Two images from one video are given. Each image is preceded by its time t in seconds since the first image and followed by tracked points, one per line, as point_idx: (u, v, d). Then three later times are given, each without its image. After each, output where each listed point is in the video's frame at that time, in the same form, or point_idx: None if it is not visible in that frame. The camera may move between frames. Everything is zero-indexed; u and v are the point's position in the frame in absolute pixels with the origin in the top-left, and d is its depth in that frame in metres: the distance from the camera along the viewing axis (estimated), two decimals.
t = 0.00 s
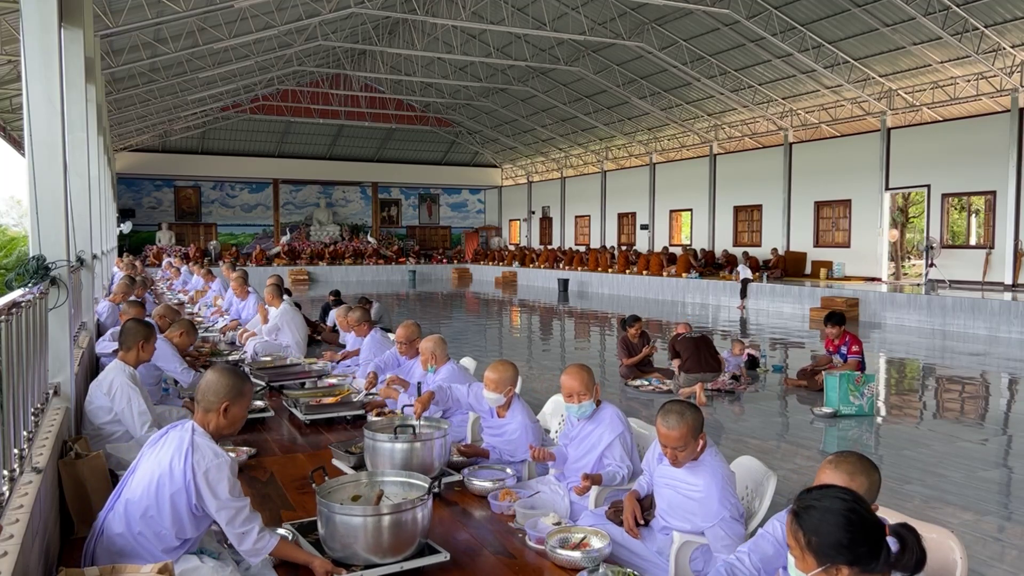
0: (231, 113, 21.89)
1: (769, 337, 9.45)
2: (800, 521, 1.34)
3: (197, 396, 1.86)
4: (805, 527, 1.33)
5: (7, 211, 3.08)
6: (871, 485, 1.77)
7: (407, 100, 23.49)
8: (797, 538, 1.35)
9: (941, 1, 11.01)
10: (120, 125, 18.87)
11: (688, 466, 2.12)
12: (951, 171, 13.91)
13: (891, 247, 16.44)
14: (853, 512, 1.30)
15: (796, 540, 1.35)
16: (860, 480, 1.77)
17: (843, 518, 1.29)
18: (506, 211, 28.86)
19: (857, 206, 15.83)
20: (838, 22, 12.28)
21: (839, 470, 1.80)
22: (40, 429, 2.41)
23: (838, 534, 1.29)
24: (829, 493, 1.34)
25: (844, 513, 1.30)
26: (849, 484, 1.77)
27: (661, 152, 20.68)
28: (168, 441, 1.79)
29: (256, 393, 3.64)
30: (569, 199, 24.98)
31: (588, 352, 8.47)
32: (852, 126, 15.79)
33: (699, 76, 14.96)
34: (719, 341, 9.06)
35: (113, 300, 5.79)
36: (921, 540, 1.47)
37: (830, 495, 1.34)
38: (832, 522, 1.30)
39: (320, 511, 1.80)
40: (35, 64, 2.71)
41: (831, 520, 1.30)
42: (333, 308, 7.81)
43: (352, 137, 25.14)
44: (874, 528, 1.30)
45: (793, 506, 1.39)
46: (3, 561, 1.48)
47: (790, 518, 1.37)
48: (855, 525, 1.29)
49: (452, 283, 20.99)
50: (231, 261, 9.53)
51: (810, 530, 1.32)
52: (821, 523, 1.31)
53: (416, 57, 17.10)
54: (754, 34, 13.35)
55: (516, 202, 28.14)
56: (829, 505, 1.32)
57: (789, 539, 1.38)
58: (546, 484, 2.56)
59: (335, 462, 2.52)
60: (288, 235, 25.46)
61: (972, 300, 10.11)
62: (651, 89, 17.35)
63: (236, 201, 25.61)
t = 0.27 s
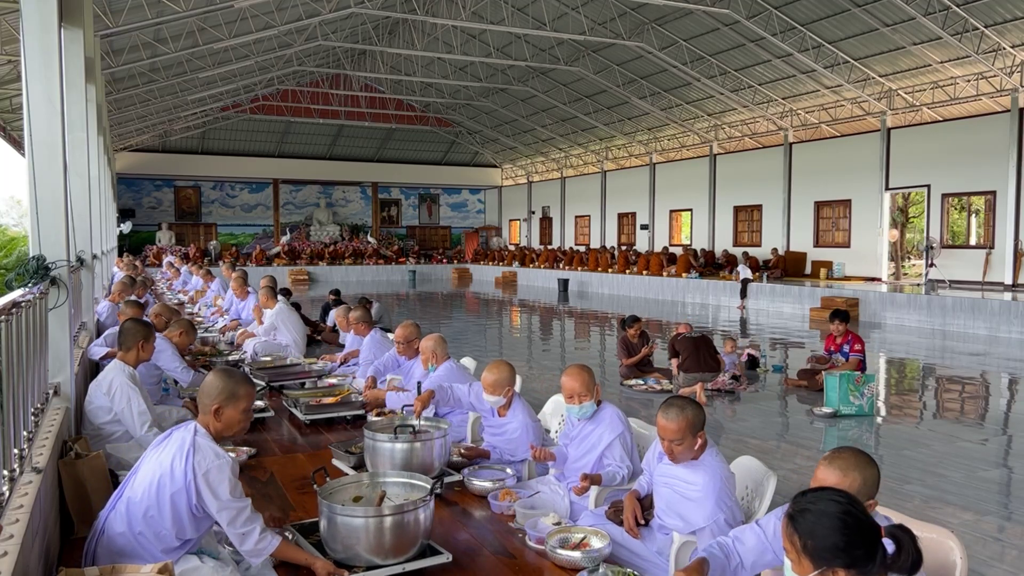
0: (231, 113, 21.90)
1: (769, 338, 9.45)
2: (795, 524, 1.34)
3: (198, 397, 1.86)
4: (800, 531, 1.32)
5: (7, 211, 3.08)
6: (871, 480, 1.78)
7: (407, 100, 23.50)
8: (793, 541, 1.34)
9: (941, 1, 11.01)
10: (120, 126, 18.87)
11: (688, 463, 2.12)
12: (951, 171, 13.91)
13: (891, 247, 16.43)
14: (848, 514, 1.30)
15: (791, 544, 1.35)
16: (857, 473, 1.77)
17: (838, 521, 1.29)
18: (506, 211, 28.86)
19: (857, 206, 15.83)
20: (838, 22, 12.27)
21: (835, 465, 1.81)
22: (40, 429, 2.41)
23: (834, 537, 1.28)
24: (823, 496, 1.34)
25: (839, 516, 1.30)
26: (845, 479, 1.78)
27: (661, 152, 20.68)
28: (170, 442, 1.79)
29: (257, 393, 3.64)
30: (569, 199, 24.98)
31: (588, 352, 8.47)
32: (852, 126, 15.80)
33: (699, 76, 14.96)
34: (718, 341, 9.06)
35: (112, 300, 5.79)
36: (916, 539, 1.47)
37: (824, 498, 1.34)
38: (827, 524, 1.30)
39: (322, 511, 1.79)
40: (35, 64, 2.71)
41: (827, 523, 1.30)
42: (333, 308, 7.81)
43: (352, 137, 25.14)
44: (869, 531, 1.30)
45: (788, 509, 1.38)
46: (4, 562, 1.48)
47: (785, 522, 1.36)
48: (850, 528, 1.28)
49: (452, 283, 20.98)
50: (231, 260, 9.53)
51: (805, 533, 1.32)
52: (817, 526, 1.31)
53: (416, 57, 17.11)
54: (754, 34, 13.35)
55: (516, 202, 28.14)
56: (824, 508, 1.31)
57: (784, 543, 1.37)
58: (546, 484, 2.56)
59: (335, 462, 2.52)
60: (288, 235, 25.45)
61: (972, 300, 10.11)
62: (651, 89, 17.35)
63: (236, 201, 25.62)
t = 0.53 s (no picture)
0: (231, 113, 21.90)
1: (769, 338, 9.45)
2: (793, 525, 1.34)
3: (202, 401, 1.86)
4: (799, 531, 1.32)
5: (7, 211, 3.08)
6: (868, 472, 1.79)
7: (407, 100, 23.50)
8: (792, 542, 1.34)
9: (941, 1, 11.01)
10: (120, 126, 18.87)
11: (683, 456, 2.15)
12: (951, 171, 13.91)
13: (891, 247, 16.43)
14: (847, 515, 1.30)
15: (790, 544, 1.35)
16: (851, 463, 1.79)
17: (836, 522, 1.29)
18: (506, 211, 28.86)
19: (857, 206, 15.83)
20: (838, 22, 12.28)
21: (831, 455, 1.83)
22: (40, 429, 2.41)
23: (833, 537, 1.28)
24: (822, 496, 1.34)
25: (838, 517, 1.30)
26: (839, 469, 1.80)
27: (661, 152, 20.68)
28: (173, 445, 1.79)
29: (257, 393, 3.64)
30: (569, 199, 24.98)
31: (588, 352, 8.47)
32: (852, 126, 15.80)
33: (699, 76, 14.96)
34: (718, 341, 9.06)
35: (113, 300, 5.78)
36: (913, 540, 1.47)
37: (823, 498, 1.34)
38: (826, 525, 1.30)
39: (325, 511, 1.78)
40: (35, 64, 2.71)
41: (826, 524, 1.30)
42: (333, 308, 7.81)
43: (352, 137, 25.14)
44: (868, 531, 1.30)
45: (787, 510, 1.38)
46: (3, 561, 1.48)
47: (783, 521, 1.36)
48: (850, 528, 1.28)
49: (452, 283, 20.98)
50: (231, 261, 9.52)
51: (804, 533, 1.32)
52: (816, 526, 1.31)
53: (416, 57, 17.11)
54: (754, 34, 13.35)
55: (516, 202, 28.14)
56: (822, 508, 1.31)
57: (783, 543, 1.37)
58: (546, 484, 2.56)
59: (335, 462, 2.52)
60: (288, 235, 25.44)
61: (972, 300, 10.11)
62: (651, 89, 17.35)
63: (236, 201, 25.61)
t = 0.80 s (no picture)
0: (231, 113, 21.90)
1: (769, 338, 9.45)
2: (795, 523, 1.33)
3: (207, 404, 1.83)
4: (799, 530, 1.32)
5: (7, 211, 3.08)
6: (863, 458, 1.81)
7: (407, 100, 23.50)
8: (792, 541, 1.34)
9: (941, 1, 11.00)
10: (120, 126, 18.87)
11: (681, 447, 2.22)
12: (951, 171, 13.91)
13: (891, 248, 16.43)
14: (848, 514, 1.30)
15: (790, 543, 1.35)
16: (844, 451, 1.82)
17: (837, 521, 1.29)
18: (506, 211, 28.86)
19: (857, 206, 15.83)
20: (838, 22, 12.27)
21: (826, 443, 1.85)
22: (40, 428, 2.41)
23: (833, 536, 1.28)
24: (822, 496, 1.34)
25: (839, 516, 1.29)
26: (832, 456, 1.82)
27: (661, 152, 20.68)
28: (178, 448, 1.78)
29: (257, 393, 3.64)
30: (569, 199, 24.98)
31: (588, 352, 8.47)
32: (852, 126, 15.80)
33: (699, 76, 14.96)
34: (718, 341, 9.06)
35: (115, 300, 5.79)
36: (915, 541, 1.48)
37: (823, 497, 1.34)
38: (826, 524, 1.30)
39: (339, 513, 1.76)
40: (35, 64, 2.71)
41: (826, 523, 1.30)
42: (333, 308, 7.81)
43: (352, 137, 25.14)
44: (868, 531, 1.30)
45: (788, 509, 1.38)
46: (3, 562, 1.48)
47: (784, 520, 1.36)
48: (850, 527, 1.28)
49: (452, 283, 20.98)
50: (230, 261, 9.52)
51: (804, 531, 1.32)
52: (816, 525, 1.30)
53: (416, 57, 17.12)
54: (754, 34, 13.35)
55: (516, 202, 28.14)
56: (823, 507, 1.31)
57: (783, 541, 1.37)
58: (546, 484, 2.55)
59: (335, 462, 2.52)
60: (288, 235, 25.45)
61: (972, 300, 10.11)
62: (651, 89, 17.35)
63: (236, 201, 25.61)
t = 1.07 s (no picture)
0: (231, 113, 21.91)
1: (769, 338, 9.45)
2: (799, 521, 1.33)
3: (214, 410, 1.83)
4: (803, 527, 1.32)
5: (7, 210, 3.07)
6: (861, 449, 1.81)
7: (407, 100, 23.50)
8: (795, 538, 1.34)
9: (941, 1, 11.01)
10: (120, 126, 18.87)
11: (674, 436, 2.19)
12: (951, 171, 13.91)
13: (891, 247, 16.43)
14: (852, 513, 1.30)
15: (793, 540, 1.35)
16: (841, 441, 1.82)
17: (840, 519, 1.29)
18: (506, 211, 28.86)
19: (857, 206, 15.83)
20: (838, 22, 12.27)
21: (824, 436, 1.86)
22: (41, 429, 2.42)
23: (836, 535, 1.28)
24: (825, 494, 1.34)
25: (842, 514, 1.29)
26: (828, 447, 1.84)
27: (661, 152, 20.68)
28: (186, 451, 1.78)
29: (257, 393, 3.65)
30: (569, 199, 24.99)
31: (588, 352, 8.47)
32: (852, 126, 15.81)
33: (699, 76, 14.96)
34: (718, 341, 9.06)
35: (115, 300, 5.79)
36: (917, 541, 1.48)
37: (827, 496, 1.34)
38: (830, 522, 1.29)
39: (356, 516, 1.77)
40: (35, 64, 2.71)
41: (830, 521, 1.29)
42: (332, 308, 7.81)
43: (352, 137, 25.14)
44: (871, 530, 1.30)
45: (791, 508, 1.38)
46: (4, 561, 1.48)
47: (787, 518, 1.36)
48: (853, 526, 1.28)
49: (452, 283, 20.98)
50: (231, 261, 9.52)
51: (808, 529, 1.32)
52: (820, 524, 1.30)
53: (416, 56, 17.12)
54: (754, 34, 13.34)
55: (516, 202, 28.14)
56: (826, 505, 1.31)
57: (787, 539, 1.37)
58: (546, 484, 2.56)
59: (335, 462, 2.52)
60: (288, 235, 25.44)
61: (972, 300, 10.11)
62: (651, 89, 17.36)
63: (236, 201, 25.61)
